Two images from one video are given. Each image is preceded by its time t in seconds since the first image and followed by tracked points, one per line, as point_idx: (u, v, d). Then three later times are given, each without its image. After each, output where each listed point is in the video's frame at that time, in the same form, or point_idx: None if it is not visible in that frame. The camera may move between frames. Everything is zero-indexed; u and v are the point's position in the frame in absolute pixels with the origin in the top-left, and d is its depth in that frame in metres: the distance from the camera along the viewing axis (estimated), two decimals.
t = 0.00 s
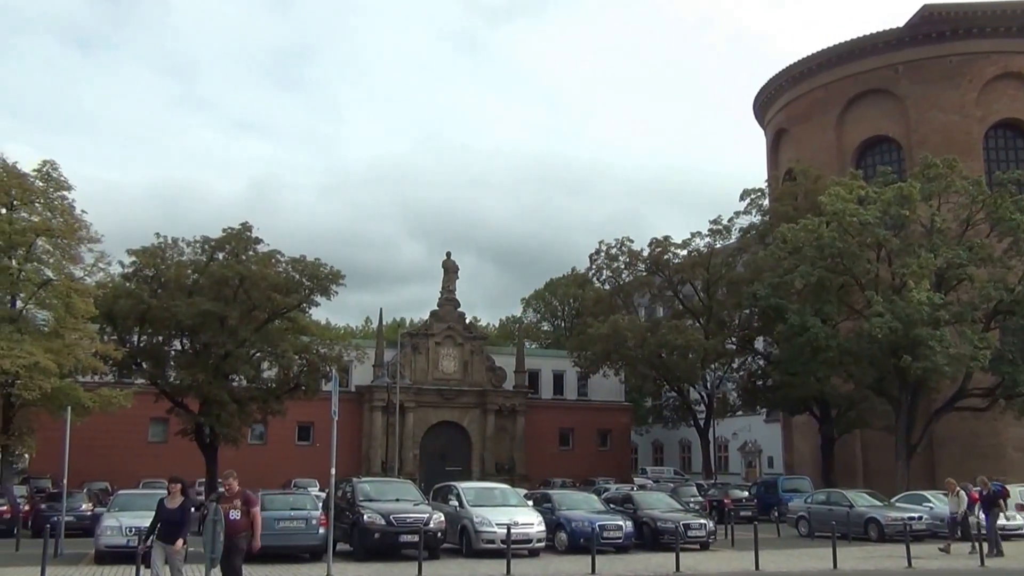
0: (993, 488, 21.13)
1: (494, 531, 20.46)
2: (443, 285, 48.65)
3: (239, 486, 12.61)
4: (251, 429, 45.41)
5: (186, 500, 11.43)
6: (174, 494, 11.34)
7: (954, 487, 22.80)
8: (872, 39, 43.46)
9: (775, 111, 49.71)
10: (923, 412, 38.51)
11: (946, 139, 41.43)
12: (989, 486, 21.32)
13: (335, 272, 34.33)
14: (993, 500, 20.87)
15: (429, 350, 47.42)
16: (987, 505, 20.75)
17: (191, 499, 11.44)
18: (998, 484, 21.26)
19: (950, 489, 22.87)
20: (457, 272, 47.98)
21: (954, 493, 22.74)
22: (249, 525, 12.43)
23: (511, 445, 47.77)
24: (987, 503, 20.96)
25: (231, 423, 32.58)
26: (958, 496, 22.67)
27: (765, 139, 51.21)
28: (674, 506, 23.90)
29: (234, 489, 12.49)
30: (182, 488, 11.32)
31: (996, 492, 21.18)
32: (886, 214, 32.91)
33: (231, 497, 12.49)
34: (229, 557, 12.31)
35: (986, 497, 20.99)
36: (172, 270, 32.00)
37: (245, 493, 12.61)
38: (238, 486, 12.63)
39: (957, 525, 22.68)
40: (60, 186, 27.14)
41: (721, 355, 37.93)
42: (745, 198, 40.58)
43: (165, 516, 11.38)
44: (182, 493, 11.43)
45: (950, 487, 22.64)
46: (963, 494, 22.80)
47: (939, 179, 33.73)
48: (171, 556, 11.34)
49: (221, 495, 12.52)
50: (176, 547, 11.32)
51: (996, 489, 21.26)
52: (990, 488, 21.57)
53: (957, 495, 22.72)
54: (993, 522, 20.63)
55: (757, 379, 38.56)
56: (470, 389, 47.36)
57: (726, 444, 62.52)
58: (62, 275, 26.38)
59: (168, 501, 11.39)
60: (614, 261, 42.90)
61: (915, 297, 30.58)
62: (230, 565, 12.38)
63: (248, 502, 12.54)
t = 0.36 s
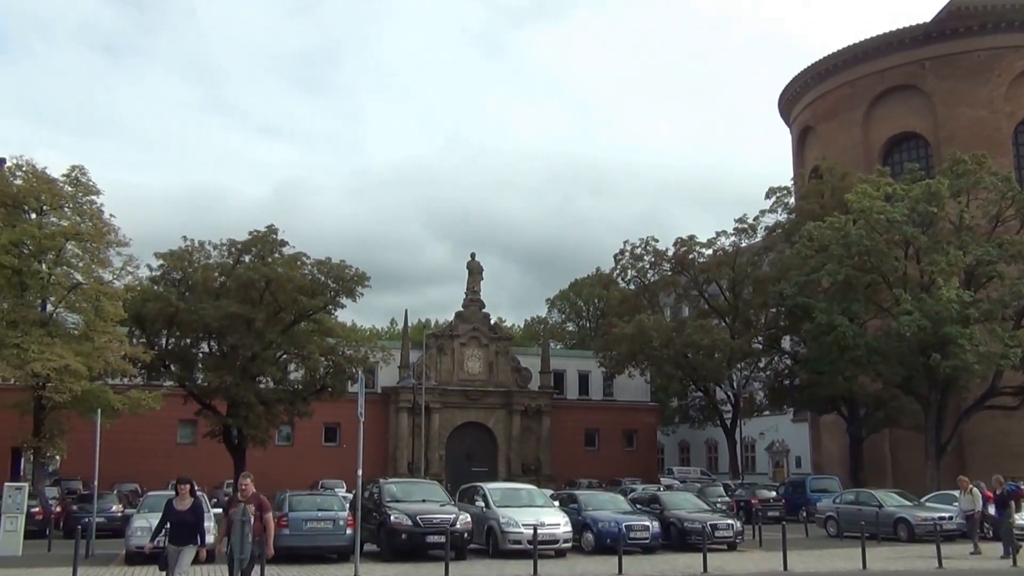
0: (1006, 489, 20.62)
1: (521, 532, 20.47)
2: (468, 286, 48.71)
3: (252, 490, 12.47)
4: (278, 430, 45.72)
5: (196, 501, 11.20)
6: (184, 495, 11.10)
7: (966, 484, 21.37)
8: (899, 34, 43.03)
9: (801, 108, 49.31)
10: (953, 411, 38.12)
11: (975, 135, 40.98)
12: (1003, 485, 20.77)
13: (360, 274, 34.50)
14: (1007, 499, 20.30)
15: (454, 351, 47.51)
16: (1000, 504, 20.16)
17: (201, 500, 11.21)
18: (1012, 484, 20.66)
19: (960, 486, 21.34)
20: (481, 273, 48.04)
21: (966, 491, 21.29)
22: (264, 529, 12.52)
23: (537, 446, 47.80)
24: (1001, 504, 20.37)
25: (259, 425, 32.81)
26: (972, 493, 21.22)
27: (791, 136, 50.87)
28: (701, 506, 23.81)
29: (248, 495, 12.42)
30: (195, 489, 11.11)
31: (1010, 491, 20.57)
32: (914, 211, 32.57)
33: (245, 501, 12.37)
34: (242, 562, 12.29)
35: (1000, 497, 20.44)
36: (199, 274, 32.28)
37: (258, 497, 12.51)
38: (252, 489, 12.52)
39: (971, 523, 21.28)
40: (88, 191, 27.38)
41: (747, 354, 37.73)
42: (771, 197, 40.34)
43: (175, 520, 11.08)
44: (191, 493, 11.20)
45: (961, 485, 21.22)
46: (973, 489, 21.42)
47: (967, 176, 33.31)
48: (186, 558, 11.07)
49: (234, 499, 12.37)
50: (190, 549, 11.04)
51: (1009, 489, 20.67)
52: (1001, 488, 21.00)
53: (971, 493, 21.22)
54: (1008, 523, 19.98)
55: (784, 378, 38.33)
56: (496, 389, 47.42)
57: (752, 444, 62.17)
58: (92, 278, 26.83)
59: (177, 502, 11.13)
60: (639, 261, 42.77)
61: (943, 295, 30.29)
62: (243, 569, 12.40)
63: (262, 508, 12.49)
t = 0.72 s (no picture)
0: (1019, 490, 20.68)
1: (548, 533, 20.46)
2: (492, 287, 48.76)
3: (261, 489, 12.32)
4: (305, 432, 45.98)
5: (209, 500, 11.24)
6: (197, 494, 11.12)
7: (979, 486, 20.71)
8: (925, 30, 42.68)
9: (827, 105, 48.94)
10: (983, 410, 37.68)
11: (1005, 130, 40.54)
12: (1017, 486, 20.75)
13: (385, 276, 34.61)
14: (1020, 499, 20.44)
15: (479, 353, 47.56)
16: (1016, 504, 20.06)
17: (213, 499, 11.25)
18: None
19: (974, 488, 20.72)
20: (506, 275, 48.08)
21: (980, 492, 20.68)
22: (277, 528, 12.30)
23: (563, 447, 47.76)
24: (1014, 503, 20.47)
25: (286, 427, 33.00)
26: (987, 496, 20.67)
27: (816, 134, 50.54)
28: (728, 507, 23.68)
29: (257, 495, 12.24)
30: (205, 486, 11.10)
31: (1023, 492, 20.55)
32: (943, 208, 32.22)
33: (254, 504, 12.21)
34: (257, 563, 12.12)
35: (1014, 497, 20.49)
36: (226, 277, 32.53)
37: (268, 497, 12.33)
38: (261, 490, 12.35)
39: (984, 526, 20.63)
40: (117, 196, 27.61)
41: (773, 354, 37.50)
42: (797, 195, 40.08)
43: (188, 519, 11.12)
44: (204, 493, 11.21)
45: (976, 487, 20.59)
46: (986, 492, 20.87)
47: (997, 172, 32.89)
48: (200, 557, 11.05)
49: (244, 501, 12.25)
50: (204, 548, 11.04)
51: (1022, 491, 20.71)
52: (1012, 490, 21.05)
53: (985, 495, 20.65)
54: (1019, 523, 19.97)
55: (812, 378, 38.06)
56: (522, 390, 47.44)
57: (780, 444, 61.78)
58: (121, 282, 27.05)
59: (189, 502, 11.15)
60: (664, 261, 42.64)
61: (973, 293, 29.95)
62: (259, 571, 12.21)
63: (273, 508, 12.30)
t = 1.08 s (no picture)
0: None
1: (574, 534, 20.43)
2: (517, 289, 48.77)
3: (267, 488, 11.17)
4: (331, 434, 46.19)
5: (215, 504, 11.02)
6: (203, 498, 10.91)
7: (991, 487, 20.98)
8: (952, 26, 42.29)
9: (853, 102, 48.58)
10: (1014, 409, 37.23)
11: None
12: None
13: (410, 278, 34.74)
14: None
15: (504, 354, 47.56)
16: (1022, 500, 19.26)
17: (219, 504, 11.01)
18: None
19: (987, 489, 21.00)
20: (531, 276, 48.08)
21: (992, 493, 20.94)
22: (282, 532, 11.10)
23: (589, 449, 47.69)
24: None
25: (313, 430, 33.16)
26: (998, 496, 20.90)
27: (842, 132, 50.18)
28: (755, 508, 23.55)
29: (263, 493, 11.11)
30: (208, 492, 10.85)
31: None
32: (972, 206, 31.86)
33: (259, 502, 11.10)
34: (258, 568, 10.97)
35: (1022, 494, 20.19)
36: (252, 281, 32.75)
37: (276, 498, 11.18)
38: (269, 487, 11.23)
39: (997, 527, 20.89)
40: (144, 201, 27.84)
41: (800, 354, 37.23)
42: (823, 194, 39.79)
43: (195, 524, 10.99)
44: (211, 497, 10.97)
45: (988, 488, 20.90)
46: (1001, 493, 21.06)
47: None
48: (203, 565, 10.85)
49: (249, 500, 11.17)
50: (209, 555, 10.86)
51: None
52: None
53: (996, 496, 20.90)
54: None
55: (839, 378, 37.76)
56: (547, 392, 47.42)
57: (807, 445, 61.36)
58: (149, 287, 27.29)
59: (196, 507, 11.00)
60: (689, 261, 42.49)
61: (1004, 291, 29.59)
62: None
63: (279, 509, 11.12)
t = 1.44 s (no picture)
0: None
1: (600, 536, 20.39)
2: (541, 290, 48.74)
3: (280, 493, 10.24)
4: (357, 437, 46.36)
5: (224, 508, 10.42)
6: (210, 502, 10.35)
7: (1000, 487, 21.35)
8: (979, 21, 41.84)
9: (879, 100, 48.19)
10: None
11: None
12: None
13: (435, 281, 34.81)
14: None
15: (529, 356, 47.52)
16: None
17: (228, 507, 10.41)
18: None
19: (997, 488, 21.38)
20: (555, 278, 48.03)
21: (1003, 493, 21.31)
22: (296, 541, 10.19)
23: (614, 450, 47.58)
24: None
25: (339, 432, 33.29)
26: (1008, 496, 21.25)
27: (869, 131, 49.77)
28: (783, 509, 23.38)
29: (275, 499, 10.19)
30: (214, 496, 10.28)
31: None
32: (1002, 203, 31.45)
33: (273, 508, 10.20)
34: None
35: None
36: (278, 284, 32.92)
37: (290, 504, 10.25)
38: (283, 492, 10.27)
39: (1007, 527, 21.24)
40: (171, 206, 28.04)
41: (828, 354, 36.93)
42: (849, 192, 39.48)
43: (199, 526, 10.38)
44: (218, 500, 10.39)
45: (998, 488, 21.29)
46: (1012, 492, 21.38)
47: None
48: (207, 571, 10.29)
49: (262, 505, 10.27)
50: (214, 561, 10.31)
51: None
52: None
53: (1007, 495, 21.27)
54: None
55: (867, 378, 37.42)
56: (572, 394, 47.36)
57: (835, 446, 60.88)
58: (177, 292, 27.52)
59: (202, 509, 10.39)
60: (714, 262, 42.29)
61: None
62: None
63: (293, 516, 10.23)
